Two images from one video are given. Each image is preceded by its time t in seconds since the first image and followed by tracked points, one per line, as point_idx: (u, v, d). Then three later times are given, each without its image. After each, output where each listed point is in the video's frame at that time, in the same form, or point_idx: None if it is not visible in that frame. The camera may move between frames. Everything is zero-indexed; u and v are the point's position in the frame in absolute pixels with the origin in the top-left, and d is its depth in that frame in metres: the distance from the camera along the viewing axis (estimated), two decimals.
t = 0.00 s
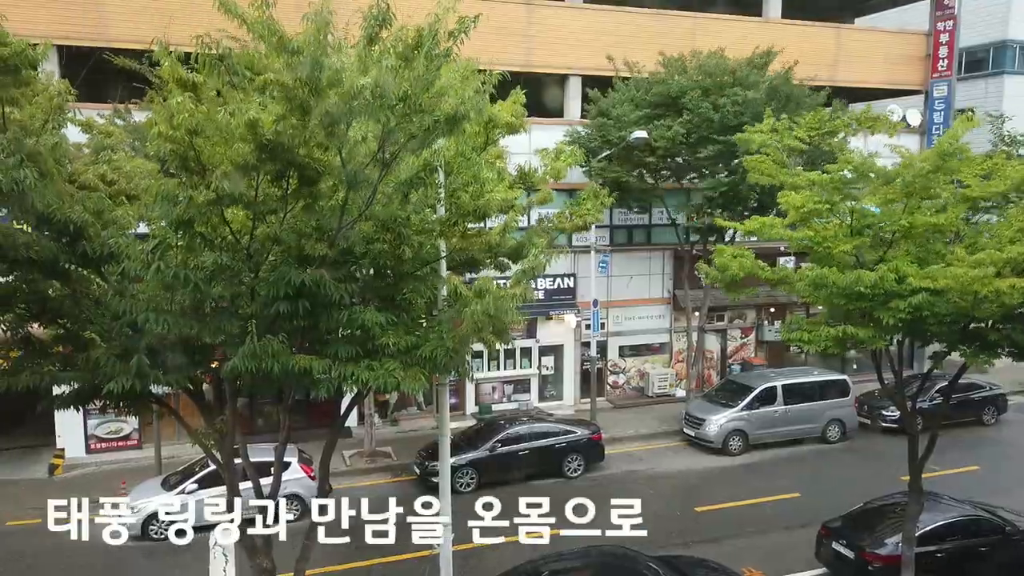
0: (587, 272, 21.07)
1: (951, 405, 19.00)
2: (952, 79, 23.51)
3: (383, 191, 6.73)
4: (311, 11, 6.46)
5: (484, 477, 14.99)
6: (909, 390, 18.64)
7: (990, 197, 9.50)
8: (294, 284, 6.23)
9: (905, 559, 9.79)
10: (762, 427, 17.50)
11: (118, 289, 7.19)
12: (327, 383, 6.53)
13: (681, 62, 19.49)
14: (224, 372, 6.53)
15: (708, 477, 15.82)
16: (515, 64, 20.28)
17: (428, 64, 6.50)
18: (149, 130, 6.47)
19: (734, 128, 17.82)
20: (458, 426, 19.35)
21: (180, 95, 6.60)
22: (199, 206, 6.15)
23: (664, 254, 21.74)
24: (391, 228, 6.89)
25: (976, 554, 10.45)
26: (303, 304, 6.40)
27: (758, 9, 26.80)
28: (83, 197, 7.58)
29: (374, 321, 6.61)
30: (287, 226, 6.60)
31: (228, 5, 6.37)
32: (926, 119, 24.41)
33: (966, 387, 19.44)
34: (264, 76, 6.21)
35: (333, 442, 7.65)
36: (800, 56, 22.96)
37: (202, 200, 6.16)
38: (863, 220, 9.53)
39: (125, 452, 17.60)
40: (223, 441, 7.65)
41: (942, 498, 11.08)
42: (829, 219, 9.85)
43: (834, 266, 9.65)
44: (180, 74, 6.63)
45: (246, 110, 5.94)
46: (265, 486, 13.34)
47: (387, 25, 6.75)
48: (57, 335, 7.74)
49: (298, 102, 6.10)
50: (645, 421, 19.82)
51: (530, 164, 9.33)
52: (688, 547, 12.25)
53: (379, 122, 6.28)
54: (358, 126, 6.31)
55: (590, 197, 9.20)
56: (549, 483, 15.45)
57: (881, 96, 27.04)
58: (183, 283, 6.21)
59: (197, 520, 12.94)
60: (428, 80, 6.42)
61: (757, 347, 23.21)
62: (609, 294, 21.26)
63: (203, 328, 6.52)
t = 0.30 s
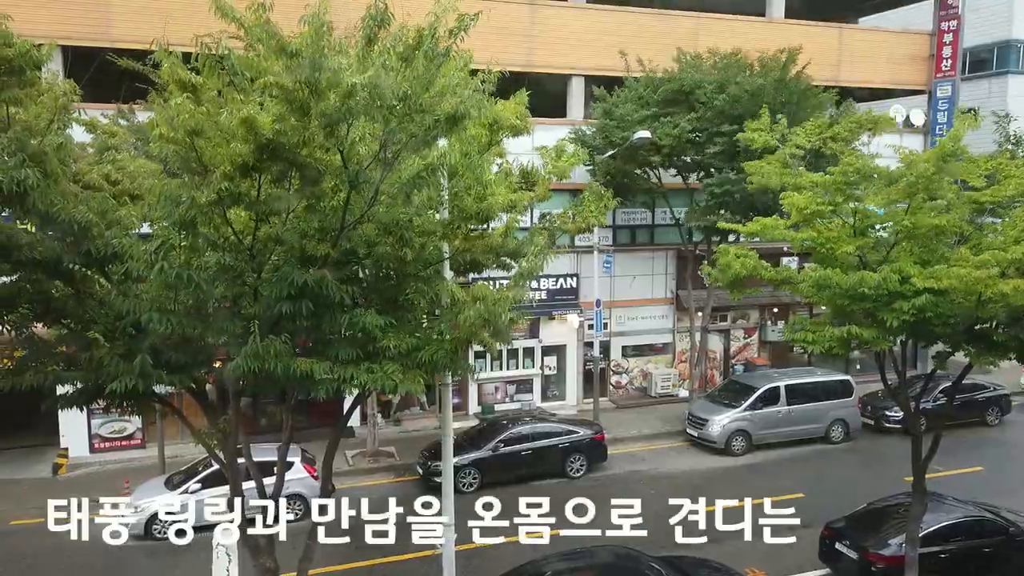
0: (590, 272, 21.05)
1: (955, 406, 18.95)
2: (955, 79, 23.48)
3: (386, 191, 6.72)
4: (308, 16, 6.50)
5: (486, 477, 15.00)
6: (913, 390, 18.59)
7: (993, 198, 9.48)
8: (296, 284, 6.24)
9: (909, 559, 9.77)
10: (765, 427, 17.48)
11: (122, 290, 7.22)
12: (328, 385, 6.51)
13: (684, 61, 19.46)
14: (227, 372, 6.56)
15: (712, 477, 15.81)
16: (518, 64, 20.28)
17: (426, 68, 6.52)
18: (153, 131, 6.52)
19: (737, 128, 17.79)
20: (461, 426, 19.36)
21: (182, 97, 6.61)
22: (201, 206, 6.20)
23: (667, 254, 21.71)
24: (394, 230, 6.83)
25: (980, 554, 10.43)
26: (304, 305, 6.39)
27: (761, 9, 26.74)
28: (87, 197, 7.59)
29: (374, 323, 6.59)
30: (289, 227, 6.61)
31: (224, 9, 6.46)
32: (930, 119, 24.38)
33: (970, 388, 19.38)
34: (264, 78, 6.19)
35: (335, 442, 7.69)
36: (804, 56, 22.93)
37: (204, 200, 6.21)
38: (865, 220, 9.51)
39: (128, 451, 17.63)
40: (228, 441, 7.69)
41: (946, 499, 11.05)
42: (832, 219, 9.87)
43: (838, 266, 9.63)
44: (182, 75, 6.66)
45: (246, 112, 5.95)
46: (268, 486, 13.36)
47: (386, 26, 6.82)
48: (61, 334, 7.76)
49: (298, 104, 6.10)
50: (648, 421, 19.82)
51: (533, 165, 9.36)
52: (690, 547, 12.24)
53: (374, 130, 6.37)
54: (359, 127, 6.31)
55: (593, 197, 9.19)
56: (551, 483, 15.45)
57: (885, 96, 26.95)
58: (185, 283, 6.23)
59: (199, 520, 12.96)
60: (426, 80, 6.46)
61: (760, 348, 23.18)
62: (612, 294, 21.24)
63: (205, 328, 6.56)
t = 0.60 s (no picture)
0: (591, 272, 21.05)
1: (957, 406, 18.92)
2: (957, 79, 23.45)
3: (389, 191, 6.73)
4: (314, 12, 6.50)
5: (487, 476, 15.00)
6: (914, 390, 18.58)
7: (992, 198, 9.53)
8: (299, 283, 6.25)
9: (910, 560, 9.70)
10: (767, 427, 17.47)
11: (123, 290, 7.21)
12: (331, 384, 6.52)
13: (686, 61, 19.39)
14: (228, 371, 6.57)
15: (713, 477, 15.82)
16: (520, 64, 20.28)
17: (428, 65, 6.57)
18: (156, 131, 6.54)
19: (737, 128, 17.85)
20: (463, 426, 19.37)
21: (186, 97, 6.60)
22: (205, 206, 6.22)
23: (668, 254, 21.70)
24: (398, 229, 6.78)
25: (982, 555, 10.41)
26: (307, 304, 6.39)
27: (763, 9, 26.71)
28: (88, 197, 7.60)
29: (377, 321, 6.61)
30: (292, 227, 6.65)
31: (231, 5, 6.41)
32: (931, 119, 24.37)
33: (972, 388, 19.36)
34: (268, 77, 6.20)
35: (337, 442, 7.72)
36: (806, 56, 22.92)
37: (207, 200, 6.24)
38: (865, 220, 9.54)
39: (130, 451, 17.65)
40: (229, 441, 7.70)
41: (948, 499, 11.05)
42: (831, 220, 9.88)
43: (838, 266, 9.62)
44: (185, 75, 6.66)
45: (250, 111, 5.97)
46: (269, 485, 13.36)
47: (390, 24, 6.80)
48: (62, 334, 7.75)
49: (302, 104, 6.14)
50: (649, 421, 19.81)
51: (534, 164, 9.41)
52: (691, 547, 12.23)
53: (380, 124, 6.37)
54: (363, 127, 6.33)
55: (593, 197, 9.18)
56: (553, 482, 15.44)
57: (886, 95, 26.91)
58: (188, 283, 6.24)
59: (200, 519, 12.96)
60: (431, 81, 6.48)
61: (761, 348, 23.17)
62: (613, 293, 21.25)
63: (207, 328, 6.57)
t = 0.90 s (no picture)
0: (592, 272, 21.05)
1: (957, 406, 18.91)
2: (958, 79, 23.44)
3: (388, 190, 6.72)
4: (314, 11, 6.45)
5: (488, 477, 15.01)
6: (915, 391, 18.57)
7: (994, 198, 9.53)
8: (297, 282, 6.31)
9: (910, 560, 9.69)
10: (767, 427, 17.46)
11: (124, 288, 7.25)
12: (327, 381, 6.64)
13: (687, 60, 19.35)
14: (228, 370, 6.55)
15: (714, 477, 15.82)
16: (521, 64, 20.29)
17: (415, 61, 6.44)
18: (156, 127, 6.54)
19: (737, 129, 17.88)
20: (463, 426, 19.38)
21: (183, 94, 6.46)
22: (203, 204, 6.22)
23: (669, 254, 21.69)
24: (395, 226, 6.79)
25: (982, 555, 10.40)
26: (304, 301, 6.51)
27: (764, 9, 26.70)
28: (90, 196, 7.64)
29: (374, 318, 6.63)
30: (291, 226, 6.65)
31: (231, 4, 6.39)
32: (932, 119, 24.36)
33: (973, 388, 19.35)
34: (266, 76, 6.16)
35: (337, 441, 7.73)
36: (807, 56, 22.91)
37: (205, 197, 6.20)
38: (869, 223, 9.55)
39: (131, 451, 17.66)
40: (230, 441, 7.72)
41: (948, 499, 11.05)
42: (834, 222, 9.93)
43: (842, 269, 9.68)
44: (180, 72, 6.46)
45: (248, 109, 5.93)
46: (270, 485, 13.36)
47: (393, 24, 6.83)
48: (63, 333, 7.79)
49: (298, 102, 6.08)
50: (650, 421, 19.81)
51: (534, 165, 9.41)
52: (691, 547, 12.23)
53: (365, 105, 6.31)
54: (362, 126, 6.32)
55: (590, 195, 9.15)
56: (553, 483, 15.44)
57: (887, 95, 26.90)
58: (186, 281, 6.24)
59: (200, 519, 12.96)
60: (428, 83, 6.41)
61: (762, 348, 23.16)
62: (614, 294, 21.25)
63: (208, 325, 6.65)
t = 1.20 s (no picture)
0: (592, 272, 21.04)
1: (957, 406, 18.91)
2: (958, 79, 23.42)
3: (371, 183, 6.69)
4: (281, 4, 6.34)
5: (488, 476, 15.00)
6: (915, 391, 18.56)
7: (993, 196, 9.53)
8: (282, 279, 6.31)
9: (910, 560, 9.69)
10: (766, 427, 17.47)
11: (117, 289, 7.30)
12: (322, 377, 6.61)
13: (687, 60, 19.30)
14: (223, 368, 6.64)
15: (713, 477, 15.82)
16: (523, 63, 20.27)
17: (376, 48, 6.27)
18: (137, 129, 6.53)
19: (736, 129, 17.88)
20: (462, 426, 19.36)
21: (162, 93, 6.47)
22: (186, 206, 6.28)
23: (668, 254, 21.68)
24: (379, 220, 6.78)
25: (982, 556, 10.40)
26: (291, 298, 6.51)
27: (764, 8, 26.67)
28: (84, 198, 7.70)
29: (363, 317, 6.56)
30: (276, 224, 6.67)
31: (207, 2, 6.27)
32: (931, 119, 24.36)
33: (972, 388, 19.34)
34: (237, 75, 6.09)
35: (336, 441, 7.73)
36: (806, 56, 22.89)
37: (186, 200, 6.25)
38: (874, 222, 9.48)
39: (130, 451, 17.64)
40: (229, 440, 7.73)
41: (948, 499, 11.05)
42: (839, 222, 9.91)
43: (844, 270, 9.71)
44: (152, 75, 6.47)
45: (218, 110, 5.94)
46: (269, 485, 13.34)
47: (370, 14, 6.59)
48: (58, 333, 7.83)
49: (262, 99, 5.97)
50: (650, 421, 19.79)
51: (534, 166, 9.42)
52: (691, 547, 12.23)
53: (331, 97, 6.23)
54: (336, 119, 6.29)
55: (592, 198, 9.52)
56: (553, 483, 15.43)
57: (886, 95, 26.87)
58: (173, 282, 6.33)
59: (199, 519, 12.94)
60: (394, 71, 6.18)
61: (761, 348, 23.14)
62: (613, 293, 21.24)
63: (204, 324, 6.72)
